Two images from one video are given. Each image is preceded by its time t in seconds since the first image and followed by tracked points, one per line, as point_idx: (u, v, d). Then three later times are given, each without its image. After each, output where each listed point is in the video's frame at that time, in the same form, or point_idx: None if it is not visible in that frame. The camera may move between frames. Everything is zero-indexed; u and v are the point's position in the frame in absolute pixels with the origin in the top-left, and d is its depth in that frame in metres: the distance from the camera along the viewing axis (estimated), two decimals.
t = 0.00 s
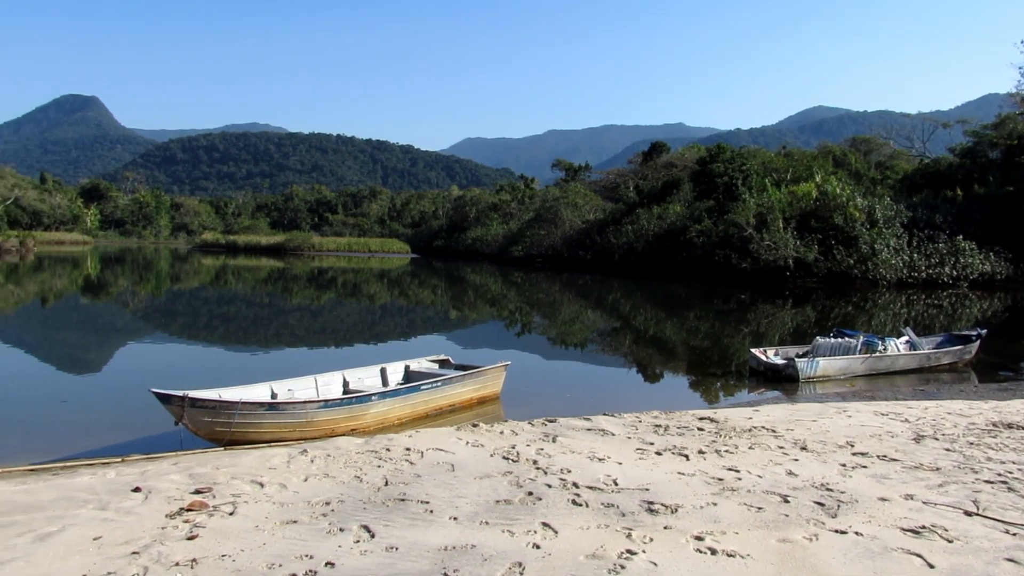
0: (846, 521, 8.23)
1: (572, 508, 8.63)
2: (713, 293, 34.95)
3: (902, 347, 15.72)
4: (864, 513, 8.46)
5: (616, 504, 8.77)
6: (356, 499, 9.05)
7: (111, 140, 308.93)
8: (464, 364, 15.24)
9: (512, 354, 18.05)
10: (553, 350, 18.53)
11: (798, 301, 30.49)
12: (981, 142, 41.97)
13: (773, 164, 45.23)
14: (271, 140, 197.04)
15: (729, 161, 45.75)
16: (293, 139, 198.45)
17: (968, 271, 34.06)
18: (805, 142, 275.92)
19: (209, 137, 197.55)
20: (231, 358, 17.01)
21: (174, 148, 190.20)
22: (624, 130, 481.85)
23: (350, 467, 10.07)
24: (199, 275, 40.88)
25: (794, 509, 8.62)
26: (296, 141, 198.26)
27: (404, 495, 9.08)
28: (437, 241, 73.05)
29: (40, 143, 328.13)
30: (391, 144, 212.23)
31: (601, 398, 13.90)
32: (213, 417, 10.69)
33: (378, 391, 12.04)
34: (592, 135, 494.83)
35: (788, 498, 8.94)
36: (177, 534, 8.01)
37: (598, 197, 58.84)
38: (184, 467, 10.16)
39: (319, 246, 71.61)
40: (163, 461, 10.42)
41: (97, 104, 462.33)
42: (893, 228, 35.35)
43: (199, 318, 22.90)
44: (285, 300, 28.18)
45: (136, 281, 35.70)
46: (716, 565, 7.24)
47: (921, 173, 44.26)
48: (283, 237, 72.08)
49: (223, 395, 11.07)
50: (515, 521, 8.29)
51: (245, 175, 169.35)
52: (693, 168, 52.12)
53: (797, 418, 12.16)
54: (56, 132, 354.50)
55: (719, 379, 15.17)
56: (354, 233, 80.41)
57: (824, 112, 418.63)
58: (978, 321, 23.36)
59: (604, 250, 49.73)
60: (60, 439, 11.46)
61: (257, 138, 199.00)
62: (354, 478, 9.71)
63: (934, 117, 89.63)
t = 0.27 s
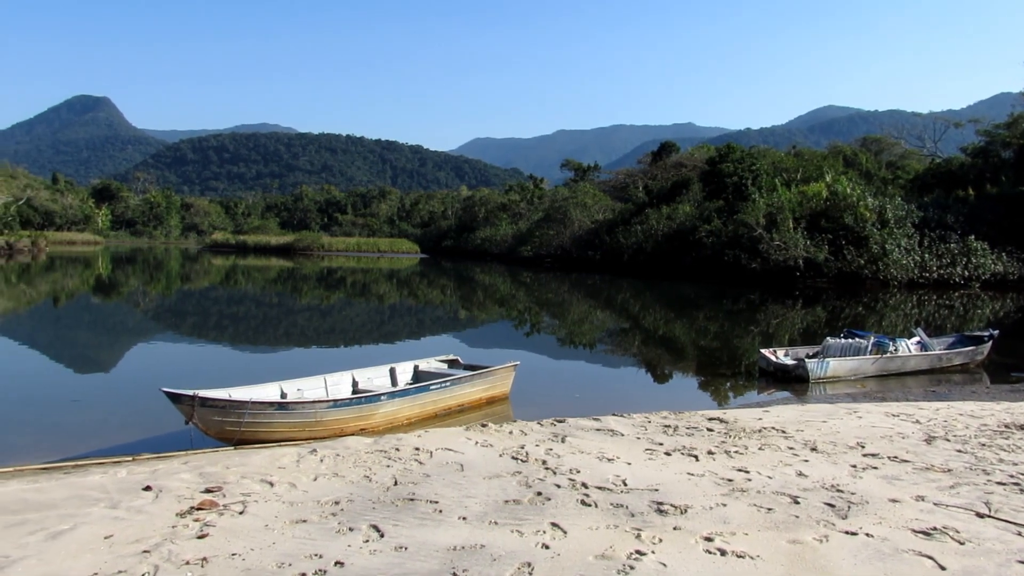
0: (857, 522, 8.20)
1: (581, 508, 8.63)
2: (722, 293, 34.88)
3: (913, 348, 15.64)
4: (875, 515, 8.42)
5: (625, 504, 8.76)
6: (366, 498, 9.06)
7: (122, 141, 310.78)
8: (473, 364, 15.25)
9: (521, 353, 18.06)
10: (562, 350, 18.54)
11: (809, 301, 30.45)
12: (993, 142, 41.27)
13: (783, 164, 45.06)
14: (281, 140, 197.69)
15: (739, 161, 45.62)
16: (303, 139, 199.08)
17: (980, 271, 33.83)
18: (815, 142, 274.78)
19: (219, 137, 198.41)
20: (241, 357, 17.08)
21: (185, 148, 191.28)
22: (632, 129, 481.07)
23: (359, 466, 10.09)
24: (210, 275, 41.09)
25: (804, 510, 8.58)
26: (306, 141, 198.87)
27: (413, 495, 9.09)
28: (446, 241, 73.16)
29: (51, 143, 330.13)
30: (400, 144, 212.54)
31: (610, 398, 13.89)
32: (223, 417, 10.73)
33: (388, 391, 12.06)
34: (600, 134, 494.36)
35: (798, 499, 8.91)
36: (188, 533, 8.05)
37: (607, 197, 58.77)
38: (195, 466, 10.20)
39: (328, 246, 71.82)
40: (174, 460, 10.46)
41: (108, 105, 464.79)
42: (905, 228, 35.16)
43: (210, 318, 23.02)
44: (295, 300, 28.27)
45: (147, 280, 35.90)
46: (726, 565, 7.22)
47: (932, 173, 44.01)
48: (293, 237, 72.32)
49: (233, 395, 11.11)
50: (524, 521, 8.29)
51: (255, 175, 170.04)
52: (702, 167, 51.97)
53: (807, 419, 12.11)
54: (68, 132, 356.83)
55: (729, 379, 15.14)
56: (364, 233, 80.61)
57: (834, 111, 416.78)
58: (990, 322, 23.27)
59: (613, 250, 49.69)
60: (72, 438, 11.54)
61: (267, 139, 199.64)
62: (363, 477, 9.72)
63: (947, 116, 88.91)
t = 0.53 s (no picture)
0: (866, 524, 8.17)
1: (589, 508, 8.62)
2: (731, 293, 34.82)
3: (923, 348, 15.57)
4: (885, 516, 8.38)
5: (634, 505, 8.74)
6: (374, 498, 9.08)
7: (132, 142, 312.53)
8: (481, 364, 15.26)
9: (529, 353, 18.08)
10: (570, 349, 18.55)
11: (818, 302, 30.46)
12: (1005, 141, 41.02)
13: (792, 164, 44.90)
14: (290, 141, 198.25)
15: (748, 161, 45.48)
16: (312, 139, 199.58)
17: (991, 272, 33.59)
18: (825, 141, 273.74)
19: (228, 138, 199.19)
20: (250, 357, 17.14)
21: (195, 149, 192.38)
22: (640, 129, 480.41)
23: (368, 466, 10.11)
24: (219, 274, 41.26)
25: (813, 511, 8.56)
26: (314, 141, 199.31)
27: (421, 495, 9.10)
28: (454, 241, 73.29)
29: (62, 144, 332.10)
30: (408, 144, 212.85)
31: (618, 398, 13.86)
32: (232, 415, 10.75)
33: (396, 390, 12.08)
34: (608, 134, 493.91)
35: (807, 500, 8.88)
36: (197, 531, 8.08)
37: (616, 197, 58.72)
38: (204, 465, 10.23)
39: (337, 246, 71.99)
40: (183, 460, 10.50)
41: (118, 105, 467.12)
42: (915, 228, 34.96)
43: (219, 317, 23.13)
44: (303, 300, 28.36)
45: (156, 280, 36.06)
46: (735, 566, 7.20)
47: (942, 173, 43.77)
48: (302, 237, 72.56)
49: (242, 394, 11.15)
50: (532, 521, 8.29)
51: (264, 176, 170.83)
52: (711, 168, 51.86)
53: (816, 419, 12.07)
54: (78, 133, 358.97)
55: (738, 380, 15.09)
56: (372, 233, 80.80)
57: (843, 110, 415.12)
58: (1002, 322, 23.21)
59: (621, 250, 49.64)
60: (83, 437, 11.59)
61: (275, 139, 200.23)
62: (372, 477, 9.75)
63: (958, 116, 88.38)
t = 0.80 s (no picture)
0: (876, 525, 8.13)
1: (597, 508, 8.61)
2: (740, 294, 34.75)
3: (934, 349, 15.49)
4: (895, 517, 8.34)
5: (642, 505, 8.73)
6: (382, 497, 9.10)
7: (141, 142, 313.90)
8: (489, 364, 15.26)
9: (538, 353, 18.09)
10: (579, 350, 18.56)
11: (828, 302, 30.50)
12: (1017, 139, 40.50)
13: (801, 164, 44.75)
14: (298, 141, 198.87)
15: (757, 161, 45.38)
16: (320, 139, 200.06)
17: (1002, 272, 33.39)
18: (834, 141, 272.64)
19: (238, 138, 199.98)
20: (260, 356, 17.20)
21: (204, 150, 193.27)
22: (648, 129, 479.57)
23: (376, 466, 10.12)
24: (228, 274, 41.44)
25: (822, 512, 8.52)
26: (323, 141, 199.78)
27: (429, 495, 9.11)
28: (462, 241, 73.38)
29: (71, 144, 333.93)
30: (416, 143, 213.14)
31: (626, 399, 13.84)
32: (242, 415, 10.78)
33: (405, 390, 12.10)
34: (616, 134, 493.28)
35: (817, 501, 8.85)
36: (207, 530, 8.12)
37: (624, 197, 58.65)
38: (214, 464, 10.27)
39: (345, 246, 72.17)
40: (193, 459, 10.55)
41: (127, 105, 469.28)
42: (925, 228, 34.77)
43: (228, 317, 23.26)
44: (312, 300, 28.46)
45: (166, 280, 36.24)
46: (744, 567, 7.18)
47: (952, 173, 43.57)
48: (310, 237, 72.74)
49: (251, 394, 11.18)
50: (540, 521, 8.29)
51: (273, 176, 171.47)
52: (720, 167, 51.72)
53: (825, 420, 12.03)
54: (88, 133, 360.89)
55: (747, 380, 15.06)
56: (381, 233, 80.98)
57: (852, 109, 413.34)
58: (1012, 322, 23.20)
59: (630, 250, 49.60)
60: (94, 436, 11.66)
61: (284, 139, 200.84)
62: (380, 476, 9.76)
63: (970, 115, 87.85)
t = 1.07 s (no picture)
0: (886, 526, 8.10)
1: (606, 509, 8.60)
2: (749, 294, 34.66)
3: (944, 350, 15.41)
4: (905, 519, 8.30)
5: (651, 506, 8.71)
6: (391, 497, 9.11)
7: (151, 142, 315.33)
8: (498, 364, 15.27)
9: (546, 353, 18.09)
10: (587, 350, 18.55)
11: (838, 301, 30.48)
12: None
13: (810, 164, 44.59)
14: (307, 141, 199.46)
15: (766, 160, 45.27)
16: (329, 139, 200.56)
17: (1013, 272, 33.20)
18: (843, 141, 271.53)
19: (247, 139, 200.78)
20: (269, 356, 17.27)
21: (214, 151, 194.11)
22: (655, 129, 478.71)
23: (385, 466, 10.14)
24: (238, 274, 41.61)
25: (832, 513, 8.49)
26: (332, 142, 200.28)
27: (437, 495, 9.12)
28: (471, 241, 73.46)
29: (82, 145, 335.89)
30: (424, 143, 213.41)
31: (635, 399, 13.82)
32: (251, 415, 10.81)
33: (413, 390, 12.12)
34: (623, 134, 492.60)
35: (826, 502, 8.82)
36: (216, 529, 8.14)
37: (633, 197, 58.56)
38: (223, 463, 10.31)
39: (354, 246, 72.32)
40: (202, 458, 10.59)
41: (137, 106, 471.48)
42: (936, 228, 34.56)
43: (238, 317, 23.38)
44: (321, 300, 28.54)
45: (176, 280, 36.42)
46: (753, 568, 7.16)
47: (963, 173, 43.31)
48: (319, 237, 72.91)
49: (260, 393, 11.21)
50: (549, 521, 8.29)
51: (282, 177, 172.12)
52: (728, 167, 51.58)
53: (835, 421, 11.98)
54: (98, 134, 362.96)
55: (756, 381, 15.02)
56: (389, 233, 81.12)
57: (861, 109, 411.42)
58: None
59: (638, 250, 49.54)
60: (106, 434, 11.76)
61: (292, 139, 201.44)
62: (389, 476, 9.78)
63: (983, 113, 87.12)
